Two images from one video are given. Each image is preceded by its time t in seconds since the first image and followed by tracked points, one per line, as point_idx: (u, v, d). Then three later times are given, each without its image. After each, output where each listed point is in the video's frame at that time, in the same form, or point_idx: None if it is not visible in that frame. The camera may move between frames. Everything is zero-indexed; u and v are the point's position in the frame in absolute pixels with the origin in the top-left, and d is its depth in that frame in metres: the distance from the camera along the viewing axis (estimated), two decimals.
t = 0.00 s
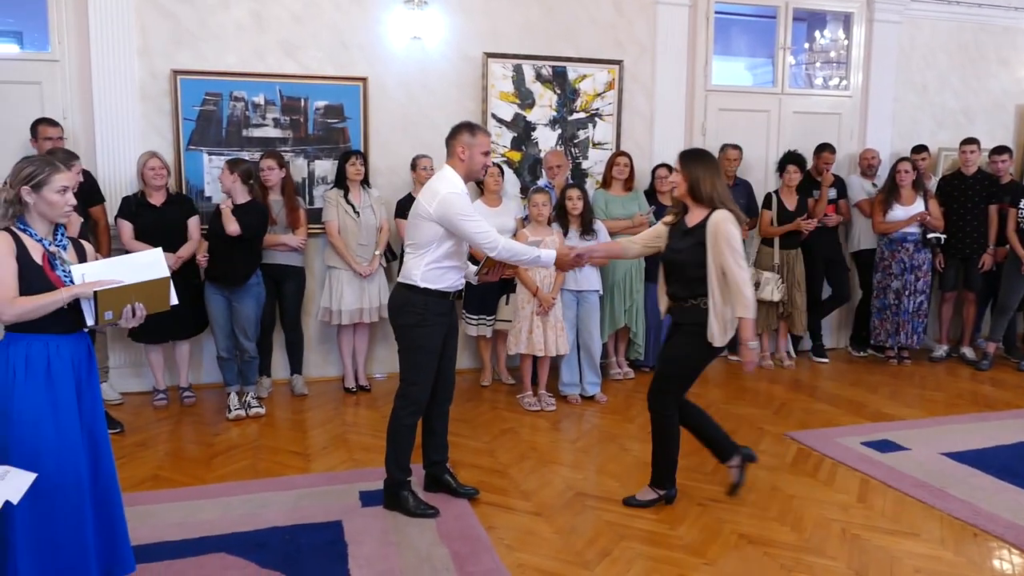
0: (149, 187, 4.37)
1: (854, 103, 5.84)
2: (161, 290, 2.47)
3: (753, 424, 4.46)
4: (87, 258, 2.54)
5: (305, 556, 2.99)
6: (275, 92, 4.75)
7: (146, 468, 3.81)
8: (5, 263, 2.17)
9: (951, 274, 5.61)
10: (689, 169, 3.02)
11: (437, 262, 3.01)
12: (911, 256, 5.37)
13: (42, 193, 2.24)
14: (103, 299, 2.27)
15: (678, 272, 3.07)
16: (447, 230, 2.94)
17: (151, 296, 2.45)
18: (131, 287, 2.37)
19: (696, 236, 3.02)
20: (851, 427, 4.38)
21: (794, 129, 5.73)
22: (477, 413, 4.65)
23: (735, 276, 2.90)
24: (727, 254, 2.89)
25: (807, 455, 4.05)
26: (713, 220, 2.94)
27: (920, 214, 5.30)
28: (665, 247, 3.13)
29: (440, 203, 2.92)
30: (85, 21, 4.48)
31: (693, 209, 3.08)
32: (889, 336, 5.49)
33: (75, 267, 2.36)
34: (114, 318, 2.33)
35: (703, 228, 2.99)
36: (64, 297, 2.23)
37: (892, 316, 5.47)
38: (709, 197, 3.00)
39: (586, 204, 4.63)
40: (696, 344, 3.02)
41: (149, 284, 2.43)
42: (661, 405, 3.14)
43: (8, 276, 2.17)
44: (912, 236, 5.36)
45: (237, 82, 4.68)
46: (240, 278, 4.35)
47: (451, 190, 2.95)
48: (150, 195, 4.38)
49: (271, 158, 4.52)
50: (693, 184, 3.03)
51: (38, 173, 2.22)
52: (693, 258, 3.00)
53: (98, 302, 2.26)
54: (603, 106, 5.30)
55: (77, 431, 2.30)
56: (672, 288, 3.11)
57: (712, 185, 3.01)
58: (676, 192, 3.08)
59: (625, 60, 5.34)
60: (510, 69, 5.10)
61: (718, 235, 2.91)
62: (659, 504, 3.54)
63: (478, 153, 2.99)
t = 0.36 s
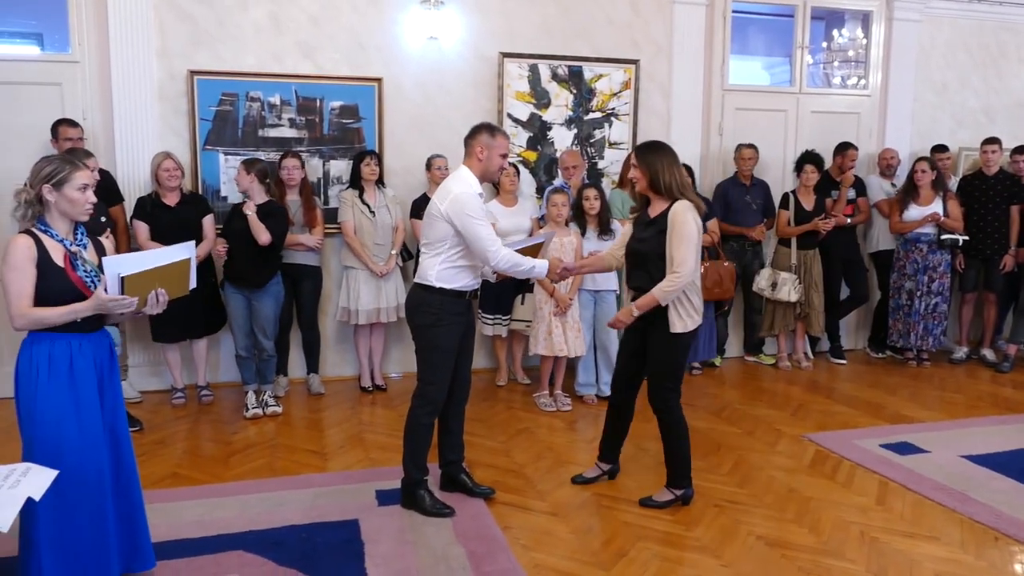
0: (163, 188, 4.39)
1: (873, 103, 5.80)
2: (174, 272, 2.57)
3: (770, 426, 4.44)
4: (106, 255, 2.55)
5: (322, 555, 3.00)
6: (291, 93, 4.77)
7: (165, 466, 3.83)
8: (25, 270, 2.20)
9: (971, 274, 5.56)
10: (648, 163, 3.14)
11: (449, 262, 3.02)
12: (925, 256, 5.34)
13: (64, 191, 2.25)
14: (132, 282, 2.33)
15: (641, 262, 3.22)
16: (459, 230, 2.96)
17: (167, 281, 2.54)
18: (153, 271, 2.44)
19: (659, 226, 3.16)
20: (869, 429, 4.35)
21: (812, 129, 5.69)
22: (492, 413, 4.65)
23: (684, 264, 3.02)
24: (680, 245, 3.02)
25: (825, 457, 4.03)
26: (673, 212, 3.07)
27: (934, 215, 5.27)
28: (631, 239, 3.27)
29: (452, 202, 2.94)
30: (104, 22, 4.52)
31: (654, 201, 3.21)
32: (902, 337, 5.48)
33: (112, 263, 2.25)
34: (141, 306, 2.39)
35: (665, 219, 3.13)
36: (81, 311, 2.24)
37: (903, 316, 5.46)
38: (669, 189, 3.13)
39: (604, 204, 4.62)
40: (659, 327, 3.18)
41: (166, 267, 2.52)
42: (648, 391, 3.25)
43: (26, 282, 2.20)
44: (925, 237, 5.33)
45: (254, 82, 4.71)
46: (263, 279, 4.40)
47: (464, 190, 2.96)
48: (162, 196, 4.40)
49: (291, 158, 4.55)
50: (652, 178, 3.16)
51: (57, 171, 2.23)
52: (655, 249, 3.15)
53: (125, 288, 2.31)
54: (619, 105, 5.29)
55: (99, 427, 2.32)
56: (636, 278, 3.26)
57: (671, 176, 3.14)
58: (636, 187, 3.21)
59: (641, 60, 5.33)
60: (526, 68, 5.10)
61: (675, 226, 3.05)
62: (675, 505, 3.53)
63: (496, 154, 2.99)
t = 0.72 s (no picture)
0: (182, 186, 4.43)
1: (891, 103, 5.75)
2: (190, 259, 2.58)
3: (785, 427, 4.42)
4: (121, 252, 2.56)
5: (335, 552, 3.01)
6: (306, 91, 4.77)
7: (180, 463, 3.85)
8: (47, 268, 2.21)
9: (989, 276, 5.51)
10: (628, 159, 3.16)
11: (458, 261, 3.02)
12: (939, 258, 5.29)
13: (78, 189, 2.26)
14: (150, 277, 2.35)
15: (619, 259, 3.25)
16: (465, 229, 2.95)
17: (182, 267, 2.55)
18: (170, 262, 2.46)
19: (638, 222, 3.19)
20: (885, 431, 4.32)
21: (828, 129, 5.65)
22: (505, 412, 4.65)
23: (667, 261, 3.07)
24: (663, 241, 3.06)
25: (840, 459, 4.00)
26: (653, 207, 3.12)
27: (949, 216, 5.25)
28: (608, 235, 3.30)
29: (459, 201, 2.93)
30: (120, 20, 4.54)
31: (632, 197, 3.24)
32: (915, 338, 5.45)
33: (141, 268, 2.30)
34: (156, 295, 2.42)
35: (645, 214, 3.17)
36: (112, 308, 2.28)
37: (917, 318, 5.43)
38: (647, 184, 3.17)
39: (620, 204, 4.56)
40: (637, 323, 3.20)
41: (182, 255, 2.53)
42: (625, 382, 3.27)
43: (50, 279, 2.22)
44: (940, 238, 5.28)
45: (269, 81, 4.72)
46: (280, 277, 4.41)
47: (472, 188, 2.95)
48: (181, 194, 4.42)
49: (310, 156, 4.57)
50: (632, 173, 3.18)
51: (73, 169, 2.25)
52: (637, 245, 3.18)
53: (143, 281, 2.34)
54: (633, 104, 5.27)
55: (117, 423, 2.33)
56: (612, 275, 3.28)
57: (649, 171, 3.17)
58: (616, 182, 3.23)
59: (657, 58, 5.31)
60: (541, 67, 5.09)
61: (657, 222, 3.09)
62: (689, 506, 3.51)
63: (510, 154, 2.98)
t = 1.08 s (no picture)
0: (205, 182, 4.47)
1: (907, 99, 5.71)
2: (201, 250, 2.56)
3: (799, 425, 4.40)
4: (137, 247, 2.57)
5: (348, 548, 3.02)
6: (320, 88, 4.78)
7: (194, 458, 3.87)
8: (66, 264, 2.23)
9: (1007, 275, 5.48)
10: (637, 154, 3.16)
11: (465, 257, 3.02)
12: (959, 256, 5.27)
13: (91, 185, 2.25)
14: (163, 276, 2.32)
15: (619, 254, 3.26)
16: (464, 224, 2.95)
17: (195, 258, 2.53)
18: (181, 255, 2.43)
19: (643, 217, 3.19)
20: (900, 430, 4.29)
21: (844, 125, 5.62)
22: (518, 409, 4.65)
23: (665, 254, 3.04)
24: (663, 234, 3.06)
25: (855, 458, 3.98)
26: (660, 202, 3.11)
27: (968, 214, 5.21)
28: (612, 230, 3.30)
29: (463, 196, 2.93)
30: (136, 17, 4.56)
31: (638, 193, 3.24)
32: (932, 336, 5.42)
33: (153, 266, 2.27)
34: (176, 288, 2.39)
35: (651, 210, 3.17)
36: (133, 304, 2.28)
37: (935, 316, 5.39)
38: (655, 181, 3.17)
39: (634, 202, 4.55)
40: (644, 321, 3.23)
41: (193, 247, 2.50)
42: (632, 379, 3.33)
43: (69, 276, 2.23)
44: (960, 236, 5.25)
45: (283, 78, 4.73)
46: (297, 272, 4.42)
47: (482, 184, 2.93)
48: (205, 189, 4.48)
49: (325, 153, 4.59)
50: (640, 169, 3.18)
51: (86, 165, 2.24)
52: (639, 239, 3.17)
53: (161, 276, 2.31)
54: (647, 101, 5.25)
55: (134, 419, 2.34)
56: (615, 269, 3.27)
57: (658, 168, 3.17)
58: (624, 177, 3.22)
59: (671, 55, 5.29)
60: (554, 64, 5.08)
61: (660, 216, 3.09)
62: (703, 504, 3.50)
63: (522, 152, 2.97)
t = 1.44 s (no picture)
0: (222, 177, 4.49)
1: (922, 97, 5.67)
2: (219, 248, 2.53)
3: (810, 423, 4.38)
4: (152, 243, 2.59)
5: (359, 543, 3.03)
6: (333, 84, 4.79)
7: (206, 452, 3.89)
8: (81, 259, 2.24)
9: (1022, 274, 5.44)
10: (648, 154, 3.15)
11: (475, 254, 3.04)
12: (974, 254, 5.24)
13: (98, 181, 2.26)
14: (174, 268, 2.31)
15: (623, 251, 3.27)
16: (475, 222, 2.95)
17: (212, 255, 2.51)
18: (193, 254, 2.39)
19: (650, 217, 3.19)
20: (913, 429, 4.27)
21: (858, 123, 5.58)
22: (528, 406, 4.65)
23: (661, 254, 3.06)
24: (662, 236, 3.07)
25: (867, 457, 3.96)
26: (668, 203, 3.12)
27: (984, 213, 5.16)
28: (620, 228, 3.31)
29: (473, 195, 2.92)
30: (151, 14, 4.58)
31: (648, 192, 3.24)
32: (947, 335, 5.39)
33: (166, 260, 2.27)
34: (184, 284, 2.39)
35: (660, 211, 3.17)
36: (148, 295, 2.31)
37: (950, 315, 5.36)
38: (665, 181, 3.16)
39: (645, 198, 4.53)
40: (651, 320, 3.23)
41: (207, 247, 2.45)
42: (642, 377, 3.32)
43: (85, 271, 2.24)
44: (976, 235, 5.22)
45: (297, 74, 4.74)
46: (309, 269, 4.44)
47: (491, 182, 2.93)
48: (223, 184, 4.50)
49: (337, 149, 4.58)
50: (651, 170, 3.17)
51: (94, 161, 2.24)
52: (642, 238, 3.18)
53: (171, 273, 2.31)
54: (660, 97, 5.24)
55: (148, 415, 2.36)
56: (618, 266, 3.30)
57: (668, 169, 3.16)
58: (634, 176, 3.22)
59: (684, 51, 5.27)
60: (567, 60, 5.07)
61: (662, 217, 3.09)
62: (713, 502, 3.49)
63: (533, 149, 2.96)
